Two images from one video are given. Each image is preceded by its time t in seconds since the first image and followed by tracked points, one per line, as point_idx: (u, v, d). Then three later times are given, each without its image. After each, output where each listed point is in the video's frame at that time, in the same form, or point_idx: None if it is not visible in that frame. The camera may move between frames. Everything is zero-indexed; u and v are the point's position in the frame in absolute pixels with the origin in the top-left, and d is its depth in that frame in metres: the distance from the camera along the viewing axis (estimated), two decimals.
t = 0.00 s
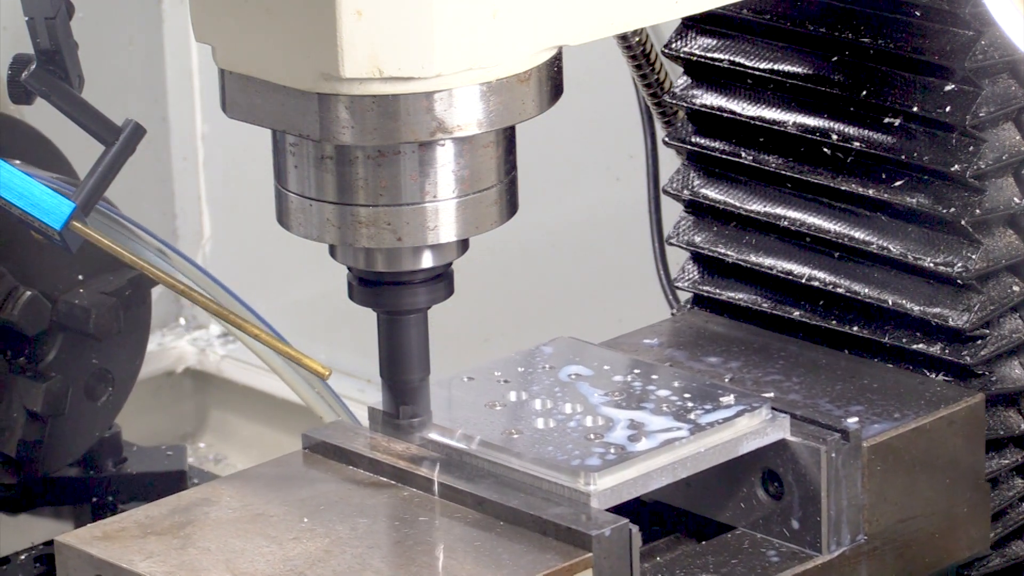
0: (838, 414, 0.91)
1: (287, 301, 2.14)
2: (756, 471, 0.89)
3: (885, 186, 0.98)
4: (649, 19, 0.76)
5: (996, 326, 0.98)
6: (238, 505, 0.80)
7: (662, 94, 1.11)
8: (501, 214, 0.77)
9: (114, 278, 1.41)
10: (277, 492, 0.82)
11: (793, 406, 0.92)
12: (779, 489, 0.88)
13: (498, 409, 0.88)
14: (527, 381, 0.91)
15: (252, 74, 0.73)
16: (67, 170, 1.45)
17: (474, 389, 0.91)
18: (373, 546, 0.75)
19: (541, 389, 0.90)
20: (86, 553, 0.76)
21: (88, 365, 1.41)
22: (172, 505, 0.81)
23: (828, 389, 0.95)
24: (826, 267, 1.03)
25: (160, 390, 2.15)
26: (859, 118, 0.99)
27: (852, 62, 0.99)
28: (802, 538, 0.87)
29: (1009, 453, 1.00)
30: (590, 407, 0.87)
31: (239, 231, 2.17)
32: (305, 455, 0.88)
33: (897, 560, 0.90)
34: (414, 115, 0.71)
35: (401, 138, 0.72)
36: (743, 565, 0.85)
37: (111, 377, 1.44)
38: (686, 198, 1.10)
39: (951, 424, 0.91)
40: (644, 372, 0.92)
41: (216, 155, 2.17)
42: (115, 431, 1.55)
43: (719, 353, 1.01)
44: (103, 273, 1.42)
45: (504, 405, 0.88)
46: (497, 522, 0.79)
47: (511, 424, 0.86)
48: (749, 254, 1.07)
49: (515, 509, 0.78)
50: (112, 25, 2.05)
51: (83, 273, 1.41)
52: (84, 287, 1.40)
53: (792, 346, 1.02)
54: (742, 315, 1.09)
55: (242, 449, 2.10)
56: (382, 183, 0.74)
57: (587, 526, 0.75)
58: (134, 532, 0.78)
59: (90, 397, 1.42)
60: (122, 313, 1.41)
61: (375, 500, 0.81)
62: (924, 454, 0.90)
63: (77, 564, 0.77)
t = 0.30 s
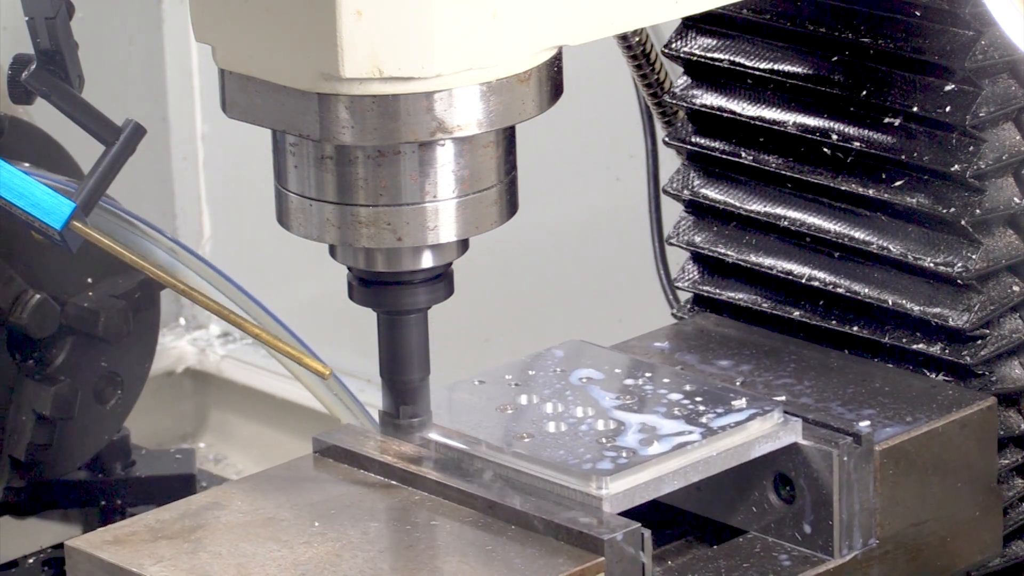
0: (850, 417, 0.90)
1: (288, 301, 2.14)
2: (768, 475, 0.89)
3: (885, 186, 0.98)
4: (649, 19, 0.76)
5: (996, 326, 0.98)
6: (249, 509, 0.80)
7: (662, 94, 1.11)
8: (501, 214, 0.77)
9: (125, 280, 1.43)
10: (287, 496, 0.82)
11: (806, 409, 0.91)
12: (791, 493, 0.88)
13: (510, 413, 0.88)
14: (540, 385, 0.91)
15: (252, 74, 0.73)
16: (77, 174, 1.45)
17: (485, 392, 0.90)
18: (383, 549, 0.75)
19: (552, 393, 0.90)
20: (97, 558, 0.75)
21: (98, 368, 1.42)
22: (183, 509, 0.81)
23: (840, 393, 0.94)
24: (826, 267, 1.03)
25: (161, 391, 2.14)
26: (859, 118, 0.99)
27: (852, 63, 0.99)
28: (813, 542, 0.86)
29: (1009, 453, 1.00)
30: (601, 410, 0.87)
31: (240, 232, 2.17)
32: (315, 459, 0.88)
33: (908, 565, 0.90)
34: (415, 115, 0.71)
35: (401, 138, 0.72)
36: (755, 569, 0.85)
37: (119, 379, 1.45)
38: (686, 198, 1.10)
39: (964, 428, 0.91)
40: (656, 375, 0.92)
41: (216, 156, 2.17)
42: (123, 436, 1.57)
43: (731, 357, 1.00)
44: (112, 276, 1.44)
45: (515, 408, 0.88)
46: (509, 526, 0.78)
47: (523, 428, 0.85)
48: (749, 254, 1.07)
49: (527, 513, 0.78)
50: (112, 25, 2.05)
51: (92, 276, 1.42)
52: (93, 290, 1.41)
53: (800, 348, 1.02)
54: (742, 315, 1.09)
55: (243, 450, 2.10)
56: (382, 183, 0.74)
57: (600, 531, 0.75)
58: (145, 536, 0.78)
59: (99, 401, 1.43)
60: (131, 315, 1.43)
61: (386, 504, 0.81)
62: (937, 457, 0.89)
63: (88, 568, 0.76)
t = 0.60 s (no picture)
0: (861, 421, 0.89)
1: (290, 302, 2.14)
2: (780, 479, 0.88)
3: (885, 186, 0.98)
4: (649, 20, 0.76)
5: (996, 326, 0.98)
6: (259, 513, 0.80)
7: (662, 94, 1.11)
8: (501, 214, 0.77)
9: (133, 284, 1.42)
10: (298, 501, 0.81)
11: (816, 412, 0.91)
12: (803, 496, 0.87)
13: (522, 417, 0.87)
14: (551, 388, 0.91)
15: (252, 74, 0.73)
16: (85, 175, 1.45)
17: (497, 397, 0.90)
18: (393, 554, 0.75)
19: (564, 397, 0.90)
20: (108, 562, 0.75)
21: (105, 370, 1.41)
22: (194, 512, 0.81)
23: (853, 395, 0.93)
24: (826, 267, 1.03)
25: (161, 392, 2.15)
26: (859, 118, 0.99)
27: (852, 63, 0.99)
28: (825, 546, 0.86)
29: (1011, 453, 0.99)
30: (612, 414, 0.87)
31: (241, 232, 2.17)
32: (327, 463, 0.88)
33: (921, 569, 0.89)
34: (415, 115, 0.71)
35: (401, 138, 0.72)
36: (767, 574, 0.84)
37: (129, 383, 1.44)
38: (686, 198, 1.10)
39: (976, 433, 0.89)
40: (665, 378, 0.92)
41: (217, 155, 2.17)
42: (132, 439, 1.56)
43: (742, 360, 0.99)
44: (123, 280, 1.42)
45: (526, 412, 0.88)
46: (521, 531, 0.78)
47: (534, 431, 0.85)
48: (749, 254, 1.07)
49: (539, 517, 0.78)
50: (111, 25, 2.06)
51: (102, 279, 1.41)
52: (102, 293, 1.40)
53: (811, 350, 1.01)
54: (742, 315, 1.09)
55: (242, 449, 2.11)
56: (382, 183, 0.74)
57: (612, 535, 0.75)
58: (156, 540, 0.78)
59: (107, 404, 1.43)
60: (140, 318, 1.43)
61: (396, 509, 0.81)
62: (949, 462, 0.88)
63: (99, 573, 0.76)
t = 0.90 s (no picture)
0: (873, 424, 0.89)
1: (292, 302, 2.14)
2: (793, 482, 0.87)
3: (885, 186, 0.98)
4: (649, 19, 0.76)
5: (996, 326, 0.98)
6: (270, 517, 0.80)
7: (662, 94, 1.11)
8: (501, 214, 0.78)
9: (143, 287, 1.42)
10: (309, 506, 0.81)
11: (828, 416, 0.90)
12: (815, 500, 0.87)
13: (534, 420, 0.87)
14: (561, 392, 0.91)
15: (252, 74, 0.73)
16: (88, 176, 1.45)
17: (508, 401, 0.90)
18: (404, 558, 0.75)
19: (575, 400, 0.89)
20: (118, 566, 0.75)
21: (114, 373, 1.41)
22: (205, 517, 0.81)
23: (864, 399, 0.93)
24: (826, 267, 1.03)
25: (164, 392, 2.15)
26: (859, 118, 0.99)
27: (852, 63, 0.99)
28: (837, 551, 0.85)
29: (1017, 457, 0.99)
30: (625, 418, 0.86)
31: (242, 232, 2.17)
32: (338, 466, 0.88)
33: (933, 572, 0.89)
34: (414, 115, 0.71)
35: (401, 138, 0.72)
36: None
37: (138, 386, 1.44)
38: (686, 198, 1.10)
39: (986, 436, 0.89)
40: (676, 381, 0.92)
41: (217, 155, 2.18)
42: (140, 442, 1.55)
43: (753, 363, 0.99)
44: (132, 282, 1.42)
45: (538, 416, 0.88)
46: (534, 535, 0.78)
47: (545, 435, 0.85)
48: (749, 254, 1.07)
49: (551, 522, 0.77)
50: (111, 25, 2.06)
51: (111, 282, 1.40)
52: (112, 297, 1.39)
53: (822, 353, 1.01)
54: (742, 315, 1.09)
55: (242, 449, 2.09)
56: (382, 183, 0.74)
57: (625, 539, 0.75)
58: (166, 544, 0.78)
59: (116, 407, 1.42)
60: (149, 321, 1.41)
61: (406, 513, 0.81)
62: (960, 465, 0.88)
63: None
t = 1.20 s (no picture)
0: (885, 428, 0.88)
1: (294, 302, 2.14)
2: (805, 486, 0.87)
3: (885, 186, 0.98)
4: (649, 20, 0.76)
5: (996, 327, 0.98)
6: (281, 521, 0.80)
7: (663, 94, 1.11)
8: (501, 214, 0.78)
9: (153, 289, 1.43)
10: (320, 510, 0.81)
11: (840, 420, 0.90)
12: (827, 504, 0.86)
13: (544, 424, 0.87)
14: (573, 396, 0.91)
15: (252, 74, 0.73)
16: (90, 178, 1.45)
17: (520, 405, 0.90)
18: (414, 562, 0.75)
19: (587, 404, 0.89)
20: (129, 570, 0.75)
21: (127, 376, 1.43)
22: (215, 521, 0.80)
23: (875, 403, 0.93)
24: (826, 267, 1.03)
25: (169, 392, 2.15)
26: (859, 118, 0.99)
27: (852, 63, 0.99)
28: (850, 555, 0.85)
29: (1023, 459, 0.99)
30: (637, 421, 0.86)
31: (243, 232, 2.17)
32: (348, 470, 0.88)
33: None
34: (414, 115, 0.71)
35: (401, 138, 0.72)
36: None
37: (147, 388, 1.46)
38: (686, 198, 1.10)
39: (1001, 440, 0.89)
40: (686, 385, 0.92)
41: (217, 155, 2.18)
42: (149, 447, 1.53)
43: (764, 367, 0.99)
44: (139, 285, 1.43)
45: (549, 420, 0.88)
46: (546, 540, 0.78)
47: (556, 440, 0.85)
48: (749, 254, 1.07)
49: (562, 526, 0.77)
50: (110, 26, 2.06)
51: (120, 284, 1.41)
52: (121, 300, 1.40)
53: (833, 357, 1.00)
54: (742, 315, 1.10)
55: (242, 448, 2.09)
56: (382, 183, 0.74)
57: (636, 544, 0.74)
58: (176, 549, 0.77)
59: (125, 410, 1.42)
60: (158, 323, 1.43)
61: (415, 517, 0.80)
62: (974, 469, 0.88)
63: None
